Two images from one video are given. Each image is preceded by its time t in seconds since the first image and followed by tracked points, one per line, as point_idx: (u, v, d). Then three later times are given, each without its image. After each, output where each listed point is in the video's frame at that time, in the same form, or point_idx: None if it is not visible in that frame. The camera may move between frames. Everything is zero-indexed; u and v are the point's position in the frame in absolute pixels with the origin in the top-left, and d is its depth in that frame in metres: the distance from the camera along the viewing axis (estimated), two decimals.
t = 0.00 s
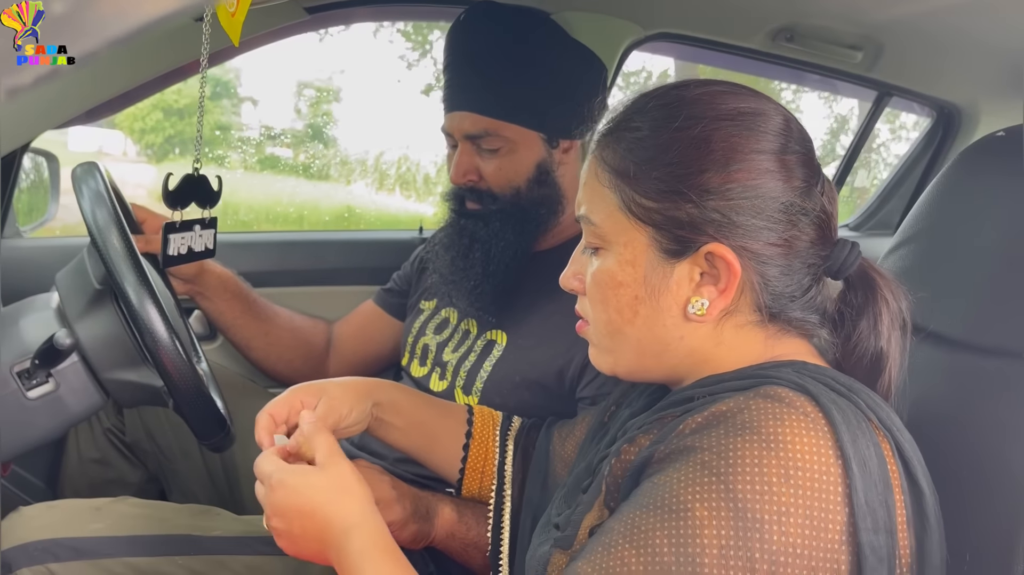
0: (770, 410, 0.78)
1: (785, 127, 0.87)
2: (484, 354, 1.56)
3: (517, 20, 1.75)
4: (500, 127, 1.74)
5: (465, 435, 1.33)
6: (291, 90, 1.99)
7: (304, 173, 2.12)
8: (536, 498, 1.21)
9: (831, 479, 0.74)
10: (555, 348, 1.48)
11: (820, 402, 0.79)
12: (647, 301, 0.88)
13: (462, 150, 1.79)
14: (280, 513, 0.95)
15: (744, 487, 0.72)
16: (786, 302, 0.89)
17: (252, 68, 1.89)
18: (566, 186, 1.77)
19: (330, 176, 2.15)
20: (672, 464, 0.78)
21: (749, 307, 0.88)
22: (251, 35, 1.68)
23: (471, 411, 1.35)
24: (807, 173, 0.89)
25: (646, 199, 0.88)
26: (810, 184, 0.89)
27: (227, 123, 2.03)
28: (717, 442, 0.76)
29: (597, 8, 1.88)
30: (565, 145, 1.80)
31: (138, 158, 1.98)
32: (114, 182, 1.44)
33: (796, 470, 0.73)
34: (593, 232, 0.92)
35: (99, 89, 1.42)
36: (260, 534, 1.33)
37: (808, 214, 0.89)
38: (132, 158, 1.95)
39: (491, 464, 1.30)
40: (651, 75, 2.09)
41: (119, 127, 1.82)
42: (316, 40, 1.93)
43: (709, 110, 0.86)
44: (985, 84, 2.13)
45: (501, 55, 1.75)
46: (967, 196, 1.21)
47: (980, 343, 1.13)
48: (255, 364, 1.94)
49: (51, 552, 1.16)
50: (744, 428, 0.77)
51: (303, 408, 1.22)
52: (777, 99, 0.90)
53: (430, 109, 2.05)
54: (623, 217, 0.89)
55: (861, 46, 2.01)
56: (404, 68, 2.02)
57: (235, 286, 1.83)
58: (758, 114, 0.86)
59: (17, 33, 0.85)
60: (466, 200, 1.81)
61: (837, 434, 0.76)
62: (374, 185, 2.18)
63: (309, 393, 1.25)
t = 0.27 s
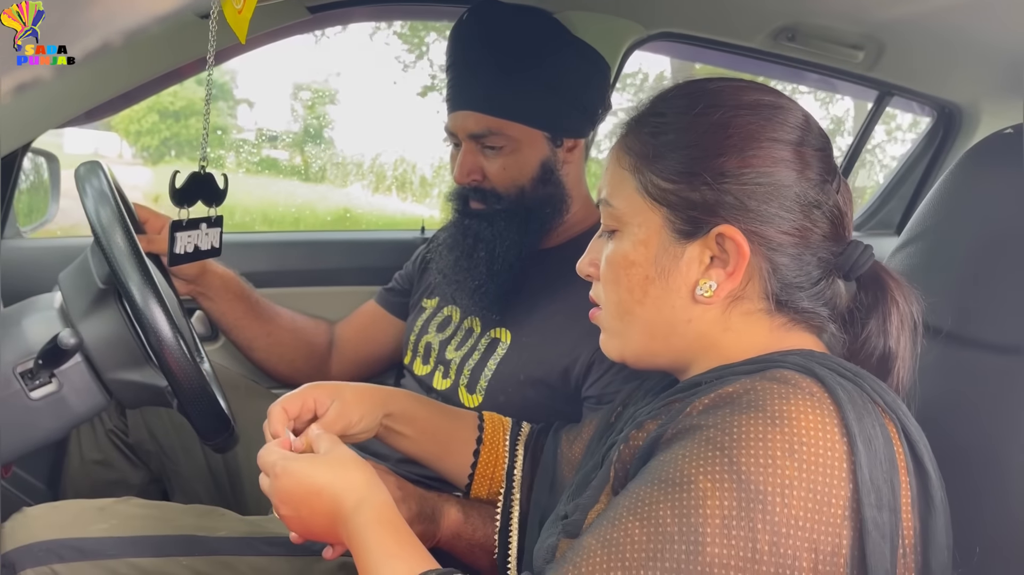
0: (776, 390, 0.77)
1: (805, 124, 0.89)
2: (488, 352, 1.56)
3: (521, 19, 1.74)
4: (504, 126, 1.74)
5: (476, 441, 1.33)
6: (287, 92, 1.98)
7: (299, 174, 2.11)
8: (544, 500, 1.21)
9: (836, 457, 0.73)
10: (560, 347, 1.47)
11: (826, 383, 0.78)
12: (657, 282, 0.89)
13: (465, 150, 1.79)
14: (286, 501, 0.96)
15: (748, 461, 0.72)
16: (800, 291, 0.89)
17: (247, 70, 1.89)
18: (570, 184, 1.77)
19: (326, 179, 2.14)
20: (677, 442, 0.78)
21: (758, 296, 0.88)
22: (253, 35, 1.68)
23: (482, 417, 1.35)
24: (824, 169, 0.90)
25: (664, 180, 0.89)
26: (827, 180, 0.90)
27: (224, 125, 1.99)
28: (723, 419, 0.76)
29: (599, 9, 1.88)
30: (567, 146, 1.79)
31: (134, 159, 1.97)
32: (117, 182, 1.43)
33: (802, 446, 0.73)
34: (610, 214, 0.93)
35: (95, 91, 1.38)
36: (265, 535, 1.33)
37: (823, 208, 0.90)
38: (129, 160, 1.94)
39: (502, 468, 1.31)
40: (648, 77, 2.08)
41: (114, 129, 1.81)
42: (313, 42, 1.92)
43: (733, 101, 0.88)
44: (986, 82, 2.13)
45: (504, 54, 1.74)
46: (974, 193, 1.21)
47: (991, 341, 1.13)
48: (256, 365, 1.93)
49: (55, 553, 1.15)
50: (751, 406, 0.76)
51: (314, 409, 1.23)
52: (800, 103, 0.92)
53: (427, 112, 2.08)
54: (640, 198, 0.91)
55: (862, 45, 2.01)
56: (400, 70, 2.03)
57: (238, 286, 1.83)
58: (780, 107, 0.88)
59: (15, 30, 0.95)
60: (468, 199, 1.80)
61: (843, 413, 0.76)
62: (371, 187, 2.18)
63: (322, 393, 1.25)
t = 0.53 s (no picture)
0: (781, 390, 0.76)
1: (803, 120, 0.89)
2: (489, 352, 1.55)
3: (524, 20, 1.74)
4: (504, 125, 1.74)
5: (470, 451, 1.33)
6: (283, 95, 1.97)
7: (295, 176, 2.10)
8: (544, 505, 1.20)
9: (843, 456, 0.72)
10: (562, 347, 1.46)
11: (830, 381, 0.77)
12: (655, 274, 0.88)
13: (466, 148, 1.78)
14: (291, 501, 0.95)
15: (754, 462, 0.71)
16: (798, 284, 0.88)
17: (244, 74, 1.87)
18: (572, 183, 1.77)
19: (322, 181, 2.14)
20: (683, 444, 0.77)
21: (756, 289, 0.86)
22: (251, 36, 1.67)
23: (477, 428, 1.34)
24: (821, 165, 0.90)
25: (663, 174, 0.89)
26: (824, 175, 0.90)
27: (221, 128, 1.96)
28: (728, 420, 0.75)
29: (598, 9, 1.87)
30: (567, 146, 1.78)
31: (130, 163, 1.97)
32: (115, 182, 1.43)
33: (808, 445, 0.72)
34: (611, 211, 0.94)
35: (90, 92, 1.28)
36: (265, 536, 1.32)
37: (821, 202, 0.89)
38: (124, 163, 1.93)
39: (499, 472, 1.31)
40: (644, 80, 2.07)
41: (110, 132, 1.80)
42: (309, 45, 1.88)
43: (731, 97, 0.88)
44: (985, 83, 2.13)
45: (505, 52, 1.74)
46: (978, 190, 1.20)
47: (994, 339, 1.12)
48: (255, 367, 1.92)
49: (53, 555, 1.14)
50: (756, 406, 0.75)
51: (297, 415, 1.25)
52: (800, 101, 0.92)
53: (418, 114, 2.08)
54: (639, 193, 0.91)
55: (862, 46, 2.01)
56: (396, 73, 2.03)
57: (237, 287, 1.82)
58: (779, 102, 0.88)
59: (17, 31, 1.10)
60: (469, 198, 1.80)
61: (848, 412, 0.75)
62: (367, 190, 2.19)
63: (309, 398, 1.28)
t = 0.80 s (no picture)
0: (776, 396, 0.76)
1: (800, 122, 0.89)
2: (485, 356, 1.55)
3: (524, 20, 1.72)
4: (502, 126, 1.73)
5: (470, 447, 1.32)
6: (280, 98, 1.97)
7: (291, 179, 2.09)
8: (539, 507, 1.19)
9: (839, 462, 0.72)
10: (559, 350, 1.46)
11: (825, 386, 0.77)
12: (654, 275, 0.88)
13: (463, 148, 1.78)
14: (290, 525, 0.94)
15: (751, 470, 0.70)
16: (795, 285, 0.87)
17: (241, 74, 1.83)
18: (569, 185, 1.77)
19: (319, 184, 2.13)
20: (678, 451, 0.76)
21: (754, 290, 0.86)
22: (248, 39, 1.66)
23: (477, 425, 1.34)
24: (817, 167, 0.90)
25: (661, 176, 0.89)
26: (820, 177, 0.89)
27: (216, 131, 1.97)
28: (724, 427, 0.74)
29: (596, 11, 1.87)
30: (564, 146, 1.78)
31: (126, 165, 1.95)
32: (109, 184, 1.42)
33: (804, 452, 0.71)
34: (608, 213, 0.93)
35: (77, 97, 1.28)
36: (261, 541, 1.31)
37: (817, 204, 0.89)
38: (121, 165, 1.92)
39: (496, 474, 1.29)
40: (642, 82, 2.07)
41: (107, 135, 1.79)
42: (307, 47, 1.88)
43: (728, 99, 0.88)
44: (984, 87, 2.14)
45: (504, 52, 1.73)
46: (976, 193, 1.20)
47: (993, 343, 1.11)
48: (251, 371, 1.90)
49: (46, 559, 1.13)
50: (751, 413, 0.75)
51: (297, 399, 1.28)
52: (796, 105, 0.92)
53: (417, 116, 2.07)
54: (636, 194, 0.91)
55: (860, 48, 2.01)
56: (394, 75, 2.02)
57: (232, 290, 1.81)
58: (775, 105, 0.88)
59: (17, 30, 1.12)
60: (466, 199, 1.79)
61: (843, 417, 0.74)
62: (363, 193, 2.17)
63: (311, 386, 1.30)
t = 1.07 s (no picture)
0: (770, 396, 0.76)
1: (797, 125, 0.89)
2: (482, 358, 1.55)
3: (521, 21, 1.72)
4: (500, 127, 1.73)
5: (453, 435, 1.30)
6: (278, 100, 1.97)
7: (289, 181, 2.09)
8: (532, 505, 1.18)
9: (833, 462, 0.72)
10: (555, 352, 1.46)
11: (819, 386, 0.77)
12: (652, 277, 0.88)
13: (461, 150, 1.77)
14: (287, 526, 0.93)
15: (745, 469, 0.70)
16: (793, 287, 0.87)
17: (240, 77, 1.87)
18: (567, 186, 1.77)
19: (316, 186, 2.11)
20: (673, 451, 0.76)
21: (752, 293, 0.86)
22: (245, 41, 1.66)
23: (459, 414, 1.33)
24: (814, 170, 0.90)
25: (658, 177, 0.89)
26: (817, 180, 0.90)
27: (214, 132, 1.97)
28: (718, 427, 0.74)
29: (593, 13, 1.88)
30: (562, 148, 1.78)
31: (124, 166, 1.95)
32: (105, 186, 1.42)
33: (798, 451, 0.71)
34: (606, 214, 0.93)
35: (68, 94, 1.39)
36: (257, 543, 1.31)
37: (814, 206, 0.89)
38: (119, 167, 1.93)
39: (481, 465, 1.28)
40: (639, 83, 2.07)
41: (105, 136, 1.78)
42: (304, 48, 1.90)
43: (727, 101, 0.88)
44: (979, 89, 2.14)
45: (501, 52, 1.73)
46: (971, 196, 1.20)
47: (989, 344, 1.11)
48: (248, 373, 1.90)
49: (41, 562, 1.13)
50: (746, 413, 0.75)
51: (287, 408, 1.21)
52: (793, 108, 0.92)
53: (420, 117, 2.06)
54: (634, 195, 0.91)
55: (856, 50, 2.02)
56: (392, 77, 2.02)
57: (229, 293, 1.81)
58: (773, 108, 0.88)
59: (16, 30, 1.12)
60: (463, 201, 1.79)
61: (838, 417, 0.74)
62: (362, 195, 2.14)
63: (295, 391, 1.23)
